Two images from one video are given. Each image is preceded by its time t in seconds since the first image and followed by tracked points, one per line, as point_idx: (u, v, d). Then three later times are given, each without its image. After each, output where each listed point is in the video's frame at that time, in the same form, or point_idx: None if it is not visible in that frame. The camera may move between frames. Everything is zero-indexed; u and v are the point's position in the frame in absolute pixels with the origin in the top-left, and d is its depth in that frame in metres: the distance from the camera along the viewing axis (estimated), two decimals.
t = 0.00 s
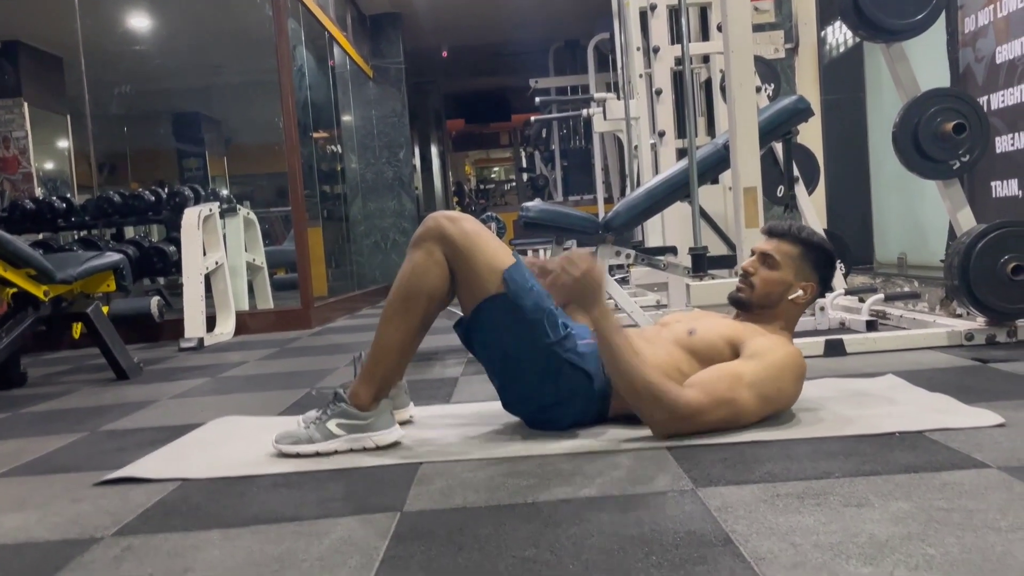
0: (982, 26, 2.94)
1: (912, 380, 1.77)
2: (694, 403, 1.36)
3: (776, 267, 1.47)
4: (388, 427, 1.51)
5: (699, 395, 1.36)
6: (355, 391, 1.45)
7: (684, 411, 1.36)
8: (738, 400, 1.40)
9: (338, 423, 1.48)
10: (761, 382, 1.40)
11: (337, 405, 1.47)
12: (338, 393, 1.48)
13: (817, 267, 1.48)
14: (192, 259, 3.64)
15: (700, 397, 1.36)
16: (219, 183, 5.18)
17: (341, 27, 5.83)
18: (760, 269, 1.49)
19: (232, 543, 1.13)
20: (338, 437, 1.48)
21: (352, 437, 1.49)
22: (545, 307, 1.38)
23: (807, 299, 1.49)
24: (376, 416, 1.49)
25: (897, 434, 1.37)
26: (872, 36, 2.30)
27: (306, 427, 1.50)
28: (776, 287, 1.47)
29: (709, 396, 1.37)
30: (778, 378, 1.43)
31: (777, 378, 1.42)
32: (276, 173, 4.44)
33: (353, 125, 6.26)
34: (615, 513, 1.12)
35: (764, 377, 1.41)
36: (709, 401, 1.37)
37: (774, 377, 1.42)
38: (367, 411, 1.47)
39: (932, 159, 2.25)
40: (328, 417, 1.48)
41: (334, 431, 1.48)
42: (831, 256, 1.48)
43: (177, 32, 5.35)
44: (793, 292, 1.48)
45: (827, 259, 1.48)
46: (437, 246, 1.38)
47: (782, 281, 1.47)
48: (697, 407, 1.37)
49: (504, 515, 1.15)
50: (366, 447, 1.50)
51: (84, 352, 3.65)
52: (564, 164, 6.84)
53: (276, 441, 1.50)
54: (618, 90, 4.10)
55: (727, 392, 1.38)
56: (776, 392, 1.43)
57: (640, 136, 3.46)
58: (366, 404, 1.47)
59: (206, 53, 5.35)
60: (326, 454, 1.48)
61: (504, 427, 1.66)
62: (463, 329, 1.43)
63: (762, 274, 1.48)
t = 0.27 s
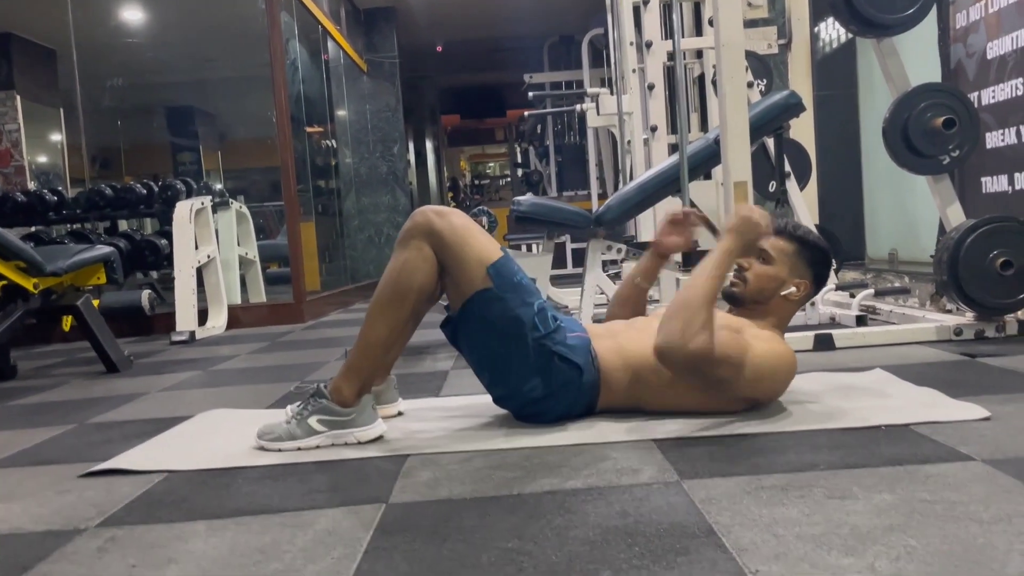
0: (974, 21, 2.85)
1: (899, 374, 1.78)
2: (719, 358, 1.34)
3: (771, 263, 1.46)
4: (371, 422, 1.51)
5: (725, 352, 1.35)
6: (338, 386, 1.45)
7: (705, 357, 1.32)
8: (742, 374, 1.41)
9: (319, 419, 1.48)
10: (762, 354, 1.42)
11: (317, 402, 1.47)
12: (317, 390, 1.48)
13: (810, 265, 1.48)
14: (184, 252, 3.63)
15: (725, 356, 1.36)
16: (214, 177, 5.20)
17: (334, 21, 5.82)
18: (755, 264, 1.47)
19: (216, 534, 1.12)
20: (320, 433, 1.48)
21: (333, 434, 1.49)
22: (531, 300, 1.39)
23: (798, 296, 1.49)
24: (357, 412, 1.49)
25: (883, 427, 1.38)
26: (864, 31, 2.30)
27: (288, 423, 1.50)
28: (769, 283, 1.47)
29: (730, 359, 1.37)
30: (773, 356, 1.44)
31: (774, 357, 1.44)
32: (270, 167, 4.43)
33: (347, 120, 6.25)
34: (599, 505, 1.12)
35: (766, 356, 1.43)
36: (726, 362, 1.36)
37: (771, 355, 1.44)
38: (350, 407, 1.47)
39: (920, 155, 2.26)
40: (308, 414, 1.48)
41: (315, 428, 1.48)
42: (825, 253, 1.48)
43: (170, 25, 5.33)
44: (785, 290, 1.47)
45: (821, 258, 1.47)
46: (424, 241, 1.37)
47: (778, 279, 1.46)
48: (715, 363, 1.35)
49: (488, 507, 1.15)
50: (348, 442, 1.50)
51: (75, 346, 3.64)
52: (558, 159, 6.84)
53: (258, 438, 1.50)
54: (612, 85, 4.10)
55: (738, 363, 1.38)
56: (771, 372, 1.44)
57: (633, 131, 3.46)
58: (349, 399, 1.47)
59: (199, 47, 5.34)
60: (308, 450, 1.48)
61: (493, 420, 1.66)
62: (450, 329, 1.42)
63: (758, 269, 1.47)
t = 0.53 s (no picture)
0: (960, 21, 2.75)
1: (882, 373, 1.78)
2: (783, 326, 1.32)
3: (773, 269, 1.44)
4: (353, 419, 1.51)
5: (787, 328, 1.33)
6: (319, 383, 1.44)
7: (784, 309, 1.30)
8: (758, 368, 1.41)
9: (300, 415, 1.47)
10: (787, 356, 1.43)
11: (299, 397, 1.47)
12: (300, 385, 1.47)
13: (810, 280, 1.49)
14: (170, 248, 3.63)
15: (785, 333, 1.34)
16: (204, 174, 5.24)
17: (326, 18, 5.80)
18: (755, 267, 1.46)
19: (191, 529, 1.12)
20: (300, 429, 1.48)
21: (314, 429, 1.48)
22: (514, 297, 1.38)
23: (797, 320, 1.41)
24: (340, 408, 1.48)
25: (862, 425, 1.38)
26: (851, 30, 2.31)
27: (269, 418, 1.49)
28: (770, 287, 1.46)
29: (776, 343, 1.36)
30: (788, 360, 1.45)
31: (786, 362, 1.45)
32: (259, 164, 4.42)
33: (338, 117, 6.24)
34: (576, 501, 1.12)
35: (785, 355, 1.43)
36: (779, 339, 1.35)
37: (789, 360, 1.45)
38: (331, 403, 1.47)
39: (908, 154, 2.26)
40: (290, 409, 1.47)
41: (296, 423, 1.47)
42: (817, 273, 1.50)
43: (159, 21, 5.32)
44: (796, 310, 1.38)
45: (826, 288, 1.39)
46: (405, 238, 1.37)
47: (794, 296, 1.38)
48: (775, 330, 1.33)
49: (466, 503, 1.15)
50: (328, 438, 1.50)
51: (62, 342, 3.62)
52: (550, 158, 6.84)
53: (237, 432, 1.49)
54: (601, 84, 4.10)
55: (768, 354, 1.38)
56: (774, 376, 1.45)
57: (622, 130, 3.47)
58: (329, 395, 1.46)
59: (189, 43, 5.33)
60: (289, 446, 1.47)
61: (475, 417, 1.66)
62: (434, 327, 1.41)
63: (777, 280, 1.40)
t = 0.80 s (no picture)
0: (940, 25, 2.77)
1: (858, 374, 1.80)
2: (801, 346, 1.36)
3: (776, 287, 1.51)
4: (331, 418, 1.51)
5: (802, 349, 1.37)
6: (296, 383, 1.44)
7: (807, 331, 1.33)
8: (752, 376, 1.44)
9: (278, 414, 1.47)
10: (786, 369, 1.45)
11: (277, 396, 1.47)
12: (278, 384, 1.47)
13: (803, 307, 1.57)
14: (154, 247, 3.63)
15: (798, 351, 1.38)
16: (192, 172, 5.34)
17: (314, 18, 5.79)
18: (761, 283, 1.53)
19: (163, 528, 1.12)
20: (278, 428, 1.48)
21: (292, 428, 1.48)
22: (492, 294, 1.39)
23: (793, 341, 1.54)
24: (317, 407, 1.49)
25: (835, 425, 1.39)
26: (830, 33, 2.35)
27: (246, 417, 1.50)
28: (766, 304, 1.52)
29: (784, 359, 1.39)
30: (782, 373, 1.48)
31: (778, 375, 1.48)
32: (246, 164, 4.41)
33: (326, 117, 6.24)
34: (549, 500, 1.13)
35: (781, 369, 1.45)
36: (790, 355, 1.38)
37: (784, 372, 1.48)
38: (308, 402, 1.47)
39: (887, 157, 2.30)
40: (267, 408, 1.48)
41: (274, 422, 1.48)
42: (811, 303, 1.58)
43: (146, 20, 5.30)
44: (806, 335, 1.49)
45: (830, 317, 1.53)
46: (381, 238, 1.37)
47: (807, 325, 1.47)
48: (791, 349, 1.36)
49: (439, 501, 1.15)
50: (305, 437, 1.50)
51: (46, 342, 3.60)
52: (539, 159, 6.85)
53: (215, 432, 1.50)
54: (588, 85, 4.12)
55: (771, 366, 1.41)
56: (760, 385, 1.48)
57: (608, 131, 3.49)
58: (306, 394, 1.46)
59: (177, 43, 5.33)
60: (266, 445, 1.48)
61: (454, 416, 1.66)
62: (414, 325, 1.42)
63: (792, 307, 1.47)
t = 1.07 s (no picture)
0: (924, 27, 2.78)
1: (839, 374, 1.81)
2: (728, 294, 1.32)
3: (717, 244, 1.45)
4: (311, 417, 1.50)
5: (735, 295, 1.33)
6: (279, 381, 1.44)
7: (711, 277, 1.28)
8: (700, 342, 1.40)
9: (258, 413, 1.47)
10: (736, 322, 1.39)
11: (257, 395, 1.47)
12: (259, 383, 1.47)
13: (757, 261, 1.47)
14: (140, 246, 3.61)
15: (731, 299, 1.33)
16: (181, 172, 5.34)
17: (303, 16, 5.79)
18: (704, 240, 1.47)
19: (138, 525, 1.11)
20: (258, 427, 1.47)
21: (271, 427, 1.48)
22: (477, 294, 1.39)
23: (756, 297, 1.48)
24: (298, 406, 1.48)
25: (813, 424, 1.40)
26: (814, 35, 2.38)
27: (226, 416, 1.49)
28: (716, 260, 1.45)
29: (722, 311, 1.34)
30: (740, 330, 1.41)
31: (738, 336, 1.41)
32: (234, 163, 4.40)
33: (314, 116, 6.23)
34: (525, 497, 1.13)
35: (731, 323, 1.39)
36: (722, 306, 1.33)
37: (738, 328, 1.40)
38: (290, 401, 1.47)
39: (870, 157, 2.33)
40: (247, 407, 1.47)
41: (254, 421, 1.47)
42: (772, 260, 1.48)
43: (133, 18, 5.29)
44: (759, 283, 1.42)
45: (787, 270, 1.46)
46: (366, 236, 1.37)
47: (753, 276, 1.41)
48: (720, 301, 1.33)
49: (415, 499, 1.15)
50: (286, 436, 1.49)
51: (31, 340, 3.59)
52: (529, 159, 6.86)
53: (194, 430, 1.49)
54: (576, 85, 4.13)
55: (714, 324, 1.36)
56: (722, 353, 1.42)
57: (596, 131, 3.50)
58: (289, 393, 1.46)
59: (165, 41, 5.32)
60: (245, 444, 1.47)
61: (436, 415, 1.66)
62: (399, 324, 1.42)
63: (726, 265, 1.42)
